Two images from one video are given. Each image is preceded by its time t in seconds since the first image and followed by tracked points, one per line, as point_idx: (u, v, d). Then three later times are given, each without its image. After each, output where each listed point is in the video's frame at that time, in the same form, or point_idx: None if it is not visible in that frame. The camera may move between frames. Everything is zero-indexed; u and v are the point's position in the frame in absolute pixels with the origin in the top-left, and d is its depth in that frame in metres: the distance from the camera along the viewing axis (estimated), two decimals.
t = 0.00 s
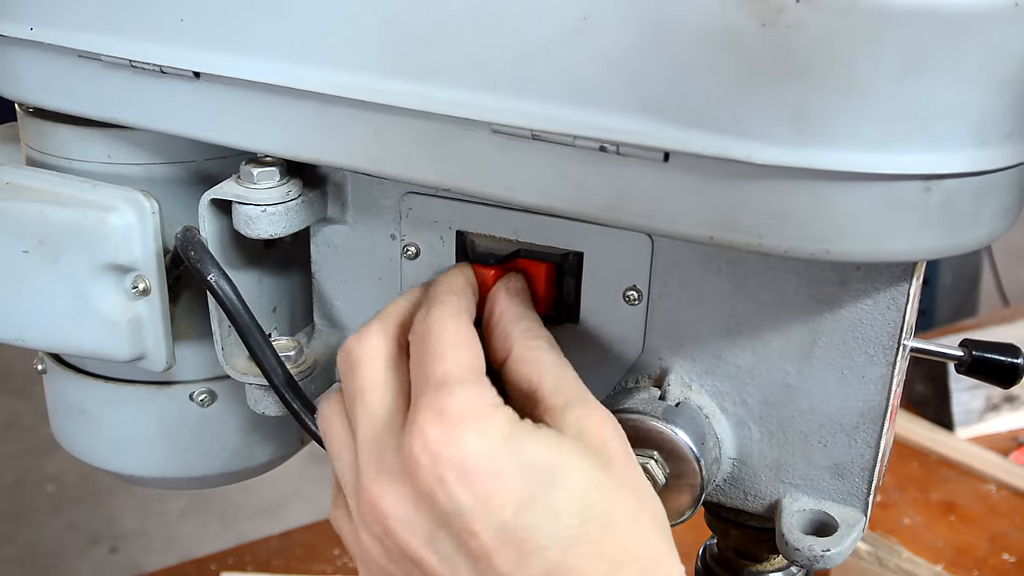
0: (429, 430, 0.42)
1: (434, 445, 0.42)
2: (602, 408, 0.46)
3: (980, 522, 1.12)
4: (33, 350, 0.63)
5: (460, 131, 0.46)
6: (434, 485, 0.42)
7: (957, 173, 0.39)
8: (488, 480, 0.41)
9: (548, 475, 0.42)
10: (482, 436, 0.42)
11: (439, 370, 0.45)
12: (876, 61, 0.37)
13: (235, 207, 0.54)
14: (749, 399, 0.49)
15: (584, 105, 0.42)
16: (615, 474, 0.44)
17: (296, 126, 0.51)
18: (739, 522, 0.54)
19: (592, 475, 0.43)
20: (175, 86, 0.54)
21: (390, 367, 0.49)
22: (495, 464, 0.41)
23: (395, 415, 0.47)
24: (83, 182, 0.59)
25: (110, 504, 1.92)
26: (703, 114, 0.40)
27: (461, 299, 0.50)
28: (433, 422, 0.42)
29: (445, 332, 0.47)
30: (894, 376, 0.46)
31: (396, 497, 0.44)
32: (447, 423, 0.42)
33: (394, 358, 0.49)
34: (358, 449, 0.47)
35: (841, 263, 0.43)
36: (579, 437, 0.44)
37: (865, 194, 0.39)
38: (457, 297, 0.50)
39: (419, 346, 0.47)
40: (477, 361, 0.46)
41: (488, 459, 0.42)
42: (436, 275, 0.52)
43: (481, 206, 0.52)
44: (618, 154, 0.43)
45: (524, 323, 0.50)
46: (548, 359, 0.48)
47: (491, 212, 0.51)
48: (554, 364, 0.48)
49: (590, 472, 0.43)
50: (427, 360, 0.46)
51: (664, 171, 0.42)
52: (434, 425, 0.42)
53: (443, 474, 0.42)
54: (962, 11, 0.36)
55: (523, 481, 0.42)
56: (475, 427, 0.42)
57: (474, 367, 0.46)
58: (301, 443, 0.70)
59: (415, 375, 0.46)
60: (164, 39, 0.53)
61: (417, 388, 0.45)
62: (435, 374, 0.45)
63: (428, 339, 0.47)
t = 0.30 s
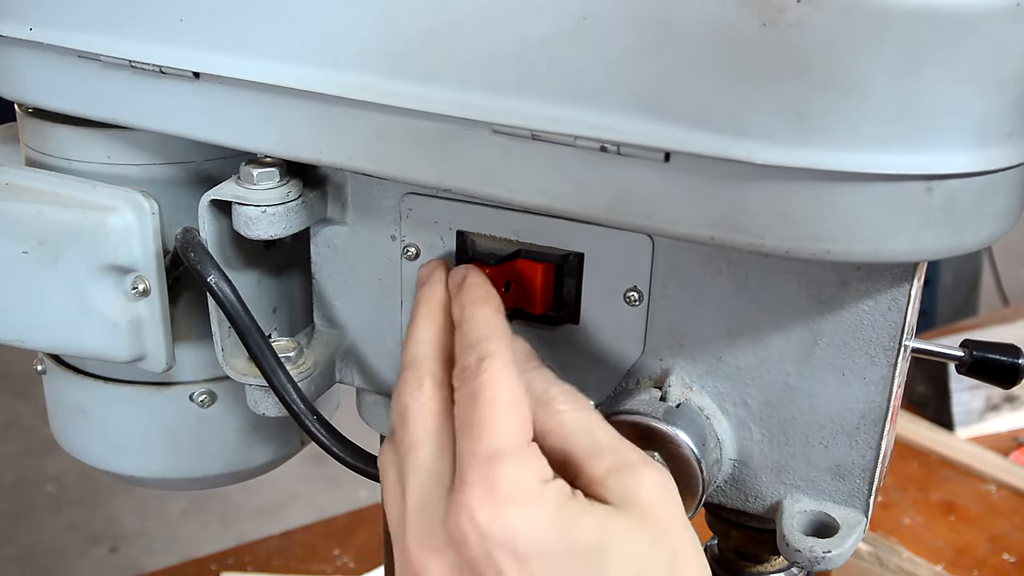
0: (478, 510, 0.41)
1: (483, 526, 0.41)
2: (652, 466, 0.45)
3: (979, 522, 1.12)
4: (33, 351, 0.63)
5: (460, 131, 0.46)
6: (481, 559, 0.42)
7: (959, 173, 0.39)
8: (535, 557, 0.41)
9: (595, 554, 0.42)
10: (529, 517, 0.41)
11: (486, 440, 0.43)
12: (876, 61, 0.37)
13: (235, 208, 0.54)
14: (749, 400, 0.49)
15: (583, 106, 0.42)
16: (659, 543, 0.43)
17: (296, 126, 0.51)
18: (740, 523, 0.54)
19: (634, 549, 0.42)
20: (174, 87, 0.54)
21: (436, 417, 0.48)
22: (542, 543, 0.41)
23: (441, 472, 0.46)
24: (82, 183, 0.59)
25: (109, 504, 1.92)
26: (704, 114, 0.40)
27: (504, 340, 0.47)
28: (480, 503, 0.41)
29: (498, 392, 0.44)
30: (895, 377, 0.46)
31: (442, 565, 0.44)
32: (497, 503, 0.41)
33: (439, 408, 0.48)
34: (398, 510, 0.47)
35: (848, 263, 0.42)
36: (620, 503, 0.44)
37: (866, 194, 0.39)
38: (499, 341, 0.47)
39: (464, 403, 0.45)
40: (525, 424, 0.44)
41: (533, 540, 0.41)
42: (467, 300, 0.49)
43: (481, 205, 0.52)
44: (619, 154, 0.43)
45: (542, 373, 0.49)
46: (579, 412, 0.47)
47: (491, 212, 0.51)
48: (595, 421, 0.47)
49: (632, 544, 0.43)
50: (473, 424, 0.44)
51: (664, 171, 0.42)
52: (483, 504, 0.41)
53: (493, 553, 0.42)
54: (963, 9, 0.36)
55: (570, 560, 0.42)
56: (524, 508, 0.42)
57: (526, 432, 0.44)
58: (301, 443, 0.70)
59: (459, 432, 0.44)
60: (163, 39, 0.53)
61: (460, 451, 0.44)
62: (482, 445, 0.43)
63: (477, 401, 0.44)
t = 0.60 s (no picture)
0: (452, 481, 0.41)
1: (455, 497, 0.41)
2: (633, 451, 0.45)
3: (979, 522, 1.11)
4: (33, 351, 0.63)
5: (461, 132, 0.46)
6: (451, 532, 0.41)
7: (956, 175, 0.39)
8: (507, 532, 0.41)
9: (567, 534, 0.41)
10: (505, 488, 0.41)
11: (473, 416, 0.43)
12: (875, 60, 0.37)
13: (235, 208, 0.54)
14: (749, 400, 0.49)
15: (585, 106, 0.42)
16: (633, 532, 0.42)
17: (296, 127, 0.51)
18: (738, 523, 0.54)
19: (608, 536, 0.42)
20: (175, 86, 0.54)
21: (430, 399, 0.47)
22: (513, 517, 0.41)
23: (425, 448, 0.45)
24: (83, 183, 0.59)
25: (109, 504, 1.92)
26: (704, 115, 0.40)
27: (505, 334, 0.48)
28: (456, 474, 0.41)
29: (489, 375, 0.45)
30: (894, 377, 0.46)
31: (408, 542, 0.43)
32: (471, 474, 0.41)
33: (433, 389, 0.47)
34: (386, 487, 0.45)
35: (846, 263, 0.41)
36: (600, 490, 0.43)
37: (866, 194, 0.39)
38: (502, 333, 0.48)
39: (457, 382, 0.45)
40: (513, 411, 0.44)
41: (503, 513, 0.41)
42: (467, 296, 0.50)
43: (480, 205, 0.52)
44: (618, 155, 0.43)
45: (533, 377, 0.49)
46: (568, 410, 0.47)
47: (491, 211, 0.51)
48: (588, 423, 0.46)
49: (605, 531, 0.42)
50: (463, 401, 0.44)
51: (664, 171, 0.42)
52: (457, 475, 0.41)
53: (462, 524, 0.41)
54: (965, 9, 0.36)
55: (539, 538, 0.41)
56: (499, 481, 0.41)
57: (514, 417, 0.44)
58: (301, 443, 0.70)
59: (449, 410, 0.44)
60: (164, 39, 0.53)
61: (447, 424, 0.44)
62: (467, 420, 0.43)
63: (469, 382, 0.44)
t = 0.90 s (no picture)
0: (552, 544, 0.35)
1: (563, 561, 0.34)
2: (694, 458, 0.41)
3: (979, 522, 1.12)
4: (32, 351, 0.63)
5: (462, 131, 0.47)
6: None
7: (959, 164, 0.41)
8: None
9: None
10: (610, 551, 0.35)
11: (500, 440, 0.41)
12: (873, 53, 0.39)
13: (235, 208, 0.54)
14: (749, 400, 0.49)
15: (586, 102, 0.44)
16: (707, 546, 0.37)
17: (296, 126, 0.52)
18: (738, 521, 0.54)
19: None
20: (174, 88, 0.54)
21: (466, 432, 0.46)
22: None
23: (484, 513, 0.38)
24: (82, 183, 0.59)
25: (109, 504, 1.92)
26: (705, 110, 0.42)
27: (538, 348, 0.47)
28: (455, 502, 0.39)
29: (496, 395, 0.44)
30: (895, 377, 0.45)
31: None
32: (571, 535, 0.35)
33: (478, 450, 0.41)
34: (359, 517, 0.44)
35: (850, 258, 0.43)
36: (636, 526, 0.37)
37: (865, 184, 0.41)
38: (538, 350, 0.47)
39: (506, 434, 0.39)
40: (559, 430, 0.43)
41: (533, 571, 0.34)
42: (506, 341, 0.42)
43: (481, 205, 0.52)
44: (619, 151, 0.44)
45: (640, 413, 0.41)
46: (595, 447, 0.41)
47: (491, 211, 0.51)
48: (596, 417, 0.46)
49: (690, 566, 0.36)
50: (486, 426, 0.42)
51: (664, 167, 0.44)
52: (564, 538, 0.35)
53: None
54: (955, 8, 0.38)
55: None
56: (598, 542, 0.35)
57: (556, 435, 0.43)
58: (301, 443, 0.70)
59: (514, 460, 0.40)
60: (163, 41, 0.53)
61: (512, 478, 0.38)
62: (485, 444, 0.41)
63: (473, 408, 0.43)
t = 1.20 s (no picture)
0: (622, 465, 0.42)
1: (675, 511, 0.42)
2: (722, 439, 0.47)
3: (979, 522, 1.11)
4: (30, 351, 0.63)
5: (461, 129, 0.47)
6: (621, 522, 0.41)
7: (958, 162, 0.41)
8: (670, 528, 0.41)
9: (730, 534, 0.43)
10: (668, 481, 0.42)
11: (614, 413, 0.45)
12: (873, 51, 0.39)
13: (233, 206, 0.54)
14: (749, 399, 0.49)
15: (585, 101, 0.44)
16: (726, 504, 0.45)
17: (295, 124, 0.52)
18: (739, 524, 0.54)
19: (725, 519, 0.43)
20: (172, 87, 0.54)
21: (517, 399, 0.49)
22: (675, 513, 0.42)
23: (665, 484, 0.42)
24: (80, 182, 0.59)
25: (106, 504, 1.91)
26: (704, 108, 0.42)
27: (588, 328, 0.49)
28: (513, 450, 0.47)
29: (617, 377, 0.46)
30: (895, 376, 0.45)
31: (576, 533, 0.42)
32: (640, 461, 0.42)
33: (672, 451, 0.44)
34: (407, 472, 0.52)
35: (851, 257, 0.43)
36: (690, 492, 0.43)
37: (864, 182, 0.41)
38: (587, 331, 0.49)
39: (575, 390, 0.46)
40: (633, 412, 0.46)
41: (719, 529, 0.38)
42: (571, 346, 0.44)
43: (480, 204, 0.51)
44: (618, 149, 0.44)
45: (674, 381, 0.48)
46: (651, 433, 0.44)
47: (490, 210, 0.51)
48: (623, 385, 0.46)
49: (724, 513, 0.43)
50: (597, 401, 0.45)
51: (663, 165, 0.44)
52: (628, 462, 0.42)
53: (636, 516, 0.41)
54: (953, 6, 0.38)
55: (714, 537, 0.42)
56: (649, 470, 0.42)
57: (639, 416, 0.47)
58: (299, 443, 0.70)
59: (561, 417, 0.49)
60: (161, 39, 0.53)
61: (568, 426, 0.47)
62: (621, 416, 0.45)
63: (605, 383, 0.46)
